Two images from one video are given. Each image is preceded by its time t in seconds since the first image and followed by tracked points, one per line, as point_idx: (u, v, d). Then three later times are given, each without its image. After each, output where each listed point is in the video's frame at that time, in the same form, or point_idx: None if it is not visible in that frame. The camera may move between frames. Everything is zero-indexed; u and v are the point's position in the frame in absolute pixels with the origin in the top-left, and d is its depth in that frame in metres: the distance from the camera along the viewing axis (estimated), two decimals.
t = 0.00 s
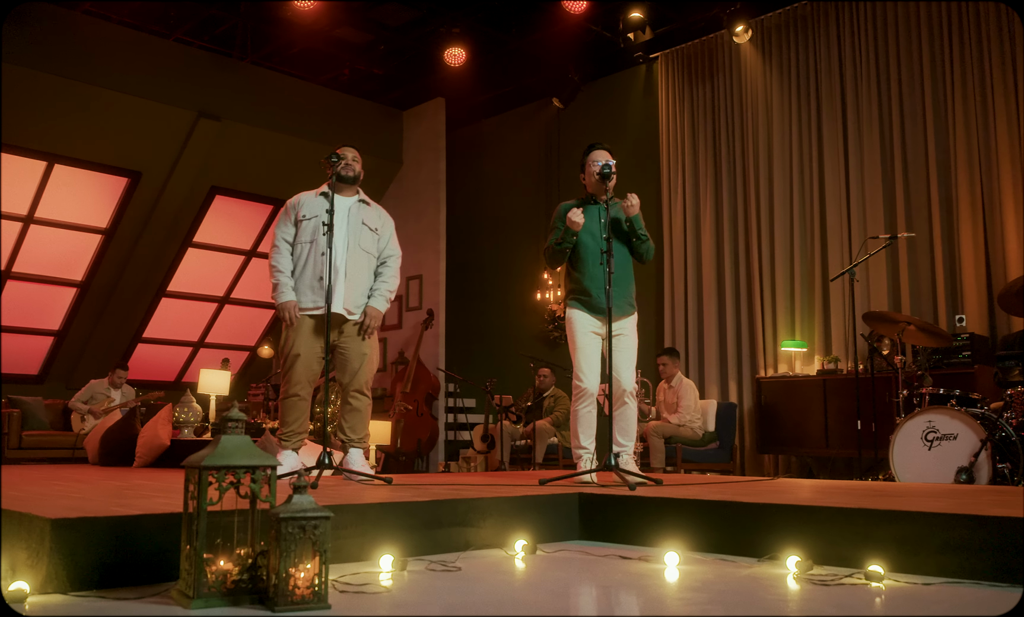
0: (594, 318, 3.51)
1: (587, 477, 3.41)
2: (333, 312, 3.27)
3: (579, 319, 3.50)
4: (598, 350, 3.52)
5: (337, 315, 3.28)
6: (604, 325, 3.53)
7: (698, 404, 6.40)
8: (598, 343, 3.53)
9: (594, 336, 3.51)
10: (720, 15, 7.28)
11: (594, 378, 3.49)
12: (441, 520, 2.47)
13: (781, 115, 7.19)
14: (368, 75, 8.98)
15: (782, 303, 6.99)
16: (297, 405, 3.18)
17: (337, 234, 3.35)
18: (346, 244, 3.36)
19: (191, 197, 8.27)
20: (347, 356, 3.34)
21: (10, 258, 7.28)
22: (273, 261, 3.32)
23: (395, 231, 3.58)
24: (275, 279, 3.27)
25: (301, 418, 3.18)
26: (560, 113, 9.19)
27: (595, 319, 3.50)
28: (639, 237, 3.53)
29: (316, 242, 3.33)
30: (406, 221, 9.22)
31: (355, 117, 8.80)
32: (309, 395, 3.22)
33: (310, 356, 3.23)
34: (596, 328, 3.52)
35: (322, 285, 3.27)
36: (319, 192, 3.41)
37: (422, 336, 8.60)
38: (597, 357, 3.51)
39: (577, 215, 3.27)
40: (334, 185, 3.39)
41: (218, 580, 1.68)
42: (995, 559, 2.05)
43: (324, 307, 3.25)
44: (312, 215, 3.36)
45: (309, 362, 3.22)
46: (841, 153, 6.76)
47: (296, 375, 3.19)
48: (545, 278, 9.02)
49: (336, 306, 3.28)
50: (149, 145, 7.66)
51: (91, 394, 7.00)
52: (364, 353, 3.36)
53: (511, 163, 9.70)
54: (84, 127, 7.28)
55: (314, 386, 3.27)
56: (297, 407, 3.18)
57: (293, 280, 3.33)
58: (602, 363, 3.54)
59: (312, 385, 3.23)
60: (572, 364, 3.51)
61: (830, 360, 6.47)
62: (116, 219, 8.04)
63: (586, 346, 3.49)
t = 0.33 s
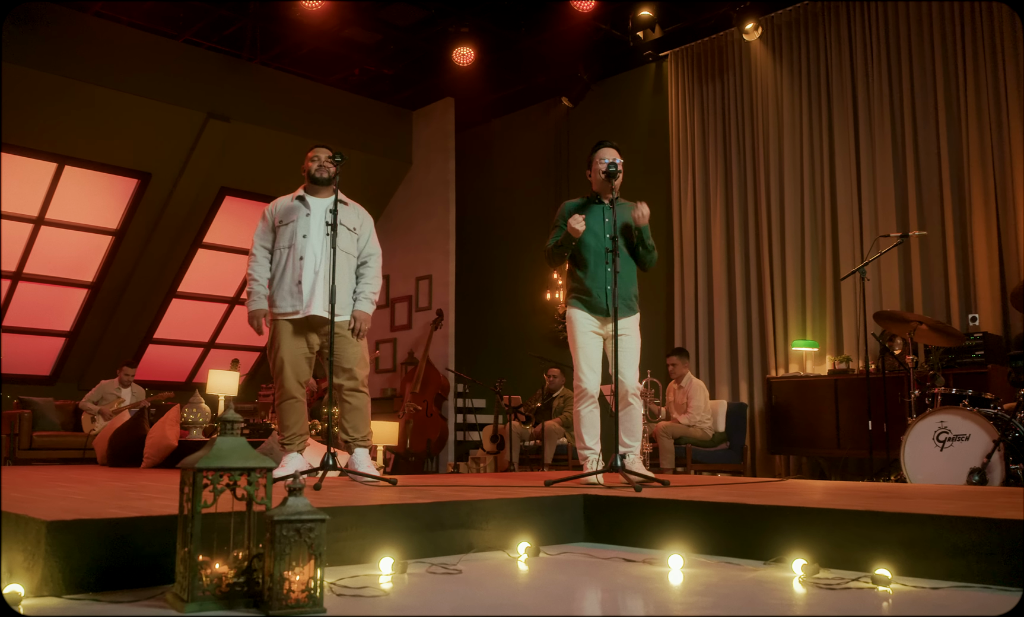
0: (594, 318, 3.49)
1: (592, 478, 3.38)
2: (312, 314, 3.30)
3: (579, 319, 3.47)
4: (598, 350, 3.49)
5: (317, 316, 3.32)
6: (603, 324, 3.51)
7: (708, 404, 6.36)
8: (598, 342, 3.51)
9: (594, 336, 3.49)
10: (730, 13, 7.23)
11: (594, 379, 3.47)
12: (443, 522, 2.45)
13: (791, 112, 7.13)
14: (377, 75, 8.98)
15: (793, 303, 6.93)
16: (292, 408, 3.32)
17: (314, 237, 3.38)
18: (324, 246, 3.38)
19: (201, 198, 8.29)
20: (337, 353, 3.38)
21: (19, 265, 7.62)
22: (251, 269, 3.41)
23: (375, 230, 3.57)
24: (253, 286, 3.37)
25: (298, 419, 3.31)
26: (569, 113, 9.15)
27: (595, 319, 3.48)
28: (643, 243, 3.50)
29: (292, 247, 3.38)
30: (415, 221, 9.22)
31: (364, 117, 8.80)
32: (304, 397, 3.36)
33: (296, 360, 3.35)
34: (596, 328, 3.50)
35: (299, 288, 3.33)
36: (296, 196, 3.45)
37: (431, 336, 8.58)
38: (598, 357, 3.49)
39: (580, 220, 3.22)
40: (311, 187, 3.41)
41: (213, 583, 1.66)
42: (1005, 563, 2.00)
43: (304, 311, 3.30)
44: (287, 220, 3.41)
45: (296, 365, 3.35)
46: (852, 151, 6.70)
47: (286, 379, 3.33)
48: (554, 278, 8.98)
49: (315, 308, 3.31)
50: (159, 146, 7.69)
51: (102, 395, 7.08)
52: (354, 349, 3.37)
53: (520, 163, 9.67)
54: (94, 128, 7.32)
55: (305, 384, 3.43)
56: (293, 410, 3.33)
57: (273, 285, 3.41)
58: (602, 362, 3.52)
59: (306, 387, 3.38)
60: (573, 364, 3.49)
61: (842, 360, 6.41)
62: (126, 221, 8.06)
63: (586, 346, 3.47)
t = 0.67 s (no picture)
0: (607, 317, 3.45)
1: (598, 478, 3.35)
2: (303, 311, 3.34)
3: (592, 318, 3.44)
4: (612, 351, 3.46)
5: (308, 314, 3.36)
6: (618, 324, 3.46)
7: (718, 404, 6.31)
8: (612, 342, 3.47)
9: (608, 336, 3.45)
10: (740, 11, 7.18)
11: (606, 379, 3.44)
12: (445, 523, 2.43)
13: (802, 108, 7.07)
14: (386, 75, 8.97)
15: (803, 300, 6.88)
16: (295, 408, 3.36)
17: (302, 236, 3.44)
18: (311, 245, 3.43)
19: (211, 199, 8.31)
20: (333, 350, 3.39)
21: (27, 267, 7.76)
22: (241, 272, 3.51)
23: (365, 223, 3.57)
24: (243, 289, 3.46)
25: (302, 418, 3.35)
26: (578, 112, 9.12)
27: (609, 318, 3.44)
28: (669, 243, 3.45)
29: (281, 247, 3.45)
30: (424, 221, 9.21)
31: (373, 117, 8.80)
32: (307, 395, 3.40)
33: (296, 360, 3.41)
34: (610, 328, 3.46)
35: (289, 287, 3.38)
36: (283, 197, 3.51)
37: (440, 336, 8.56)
38: (611, 357, 3.46)
39: (575, 235, 3.25)
40: (298, 187, 3.48)
41: (206, 585, 1.64)
42: (1014, 566, 1.96)
43: (294, 310, 3.35)
44: (275, 221, 3.49)
45: (297, 363, 3.40)
46: (863, 148, 6.64)
47: (288, 378, 3.38)
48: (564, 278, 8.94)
49: (305, 305, 3.35)
50: (168, 146, 7.71)
51: (111, 395, 7.18)
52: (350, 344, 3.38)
53: (530, 162, 9.64)
54: (103, 129, 7.35)
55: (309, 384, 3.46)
56: (297, 410, 3.36)
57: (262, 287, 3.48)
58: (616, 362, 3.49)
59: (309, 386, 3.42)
60: (585, 364, 3.46)
61: (853, 360, 6.34)
62: (135, 221, 8.09)
63: (600, 346, 3.44)
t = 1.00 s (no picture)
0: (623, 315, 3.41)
1: (603, 477, 3.33)
2: (305, 308, 3.33)
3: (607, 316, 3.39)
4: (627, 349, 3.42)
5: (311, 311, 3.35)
6: (633, 322, 3.42)
7: (726, 404, 6.26)
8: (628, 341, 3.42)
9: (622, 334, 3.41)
10: (748, 7, 7.12)
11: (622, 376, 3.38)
12: (444, 523, 2.41)
13: (811, 105, 7.00)
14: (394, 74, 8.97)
15: (813, 299, 6.82)
16: (298, 407, 3.36)
17: (301, 235, 3.44)
18: (310, 244, 3.42)
19: (219, 200, 8.32)
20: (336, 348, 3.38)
21: (39, 266, 7.92)
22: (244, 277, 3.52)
23: (365, 214, 3.55)
24: (245, 293, 3.47)
25: (305, 417, 3.36)
26: (586, 110, 9.08)
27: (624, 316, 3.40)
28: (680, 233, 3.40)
29: (280, 248, 3.46)
30: (433, 220, 9.20)
31: (381, 116, 8.79)
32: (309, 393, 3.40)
33: (299, 358, 3.39)
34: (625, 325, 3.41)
35: (290, 287, 3.38)
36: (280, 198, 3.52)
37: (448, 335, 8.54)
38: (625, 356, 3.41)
39: (579, 237, 3.24)
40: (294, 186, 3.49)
41: (197, 586, 1.63)
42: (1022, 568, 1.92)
43: (296, 308, 3.34)
44: (274, 223, 3.50)
45: (299, 362, 3.39)
46: (873, 144, 6.58)
47: (291, 377, 3.37)
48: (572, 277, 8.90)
49: (307, 303, 3.34)
50: (176, 147, 7.73)
51: (121, 395, 7.19)
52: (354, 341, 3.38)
53: (538, 161, 9.61)
54: (112, 130, 7.38)
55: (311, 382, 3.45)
56: (300, 409, 3.36)
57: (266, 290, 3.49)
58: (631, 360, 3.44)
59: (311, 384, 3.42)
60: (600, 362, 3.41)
61: (863, 359, 6.28)
62: (144, 221, 8.11)
63: (615, 345, 3.38)
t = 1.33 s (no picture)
0: (617, 313, 3.38)
1: (607, 478, 3.28)
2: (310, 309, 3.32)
3: (603, 314, 3.37)
4: (622, 347, 3.39)
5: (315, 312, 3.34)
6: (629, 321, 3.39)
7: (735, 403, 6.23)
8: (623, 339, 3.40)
9: (618, 332, 3.38)
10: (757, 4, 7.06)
11: (616, 376, 3.37)
12: (443, 524, 2.38)
13: (821, 101, 6.94)
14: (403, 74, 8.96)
15: (822, 297, 6.76)
16: (303, 407, 3.36)
17: (308, 234, 3.43)
18: (317, 243, 3.41)
19: (228, 200, 8.34)
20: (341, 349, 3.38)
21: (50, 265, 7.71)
22: (254, 276, 3.53)
23: (375, 211, 3.54)
24: (254, 292, 3.48)
25: (310, 417, 3.36)
26: (595, 108, 9.03)
27: (618, 314, 3.38)
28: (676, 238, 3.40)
29: (288, 248, 3.45)
30: (441, 219, 9.19)
31: (389, 115, 8.78)
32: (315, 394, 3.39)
33: (305, 358, 3.39)
34: (619, 323, 3.39)
35: (296, 287, 3.37)
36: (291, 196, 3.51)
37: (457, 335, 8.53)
38: (621, 355, 3.39)
39: (577, 240, 3.25)
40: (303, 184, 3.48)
41: (187, 587, 1.62)
42: None
43: (301, 309, 3.33)
44: (283, 221, 3.50)
45: (305, 362, 3.39)
46: (883, 141, 6.52)
47: (296, 377, 3.37)
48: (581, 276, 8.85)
49: (312, 303, 3.33)
50: (185, 147, 7.76)
51: (130, 395, 7.21)
52: (358, 340, 3.37)
53: (546, 160, 9.58)
54: (121, 130, 7.40)
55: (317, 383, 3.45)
56: (304, 409, 3.36)
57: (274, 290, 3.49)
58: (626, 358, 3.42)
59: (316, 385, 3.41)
60: (595, 361, 3.40)
61: (873, 358, 6.22)
62: (153, 222, 8.14)
63: (609, 342, 3.37)
